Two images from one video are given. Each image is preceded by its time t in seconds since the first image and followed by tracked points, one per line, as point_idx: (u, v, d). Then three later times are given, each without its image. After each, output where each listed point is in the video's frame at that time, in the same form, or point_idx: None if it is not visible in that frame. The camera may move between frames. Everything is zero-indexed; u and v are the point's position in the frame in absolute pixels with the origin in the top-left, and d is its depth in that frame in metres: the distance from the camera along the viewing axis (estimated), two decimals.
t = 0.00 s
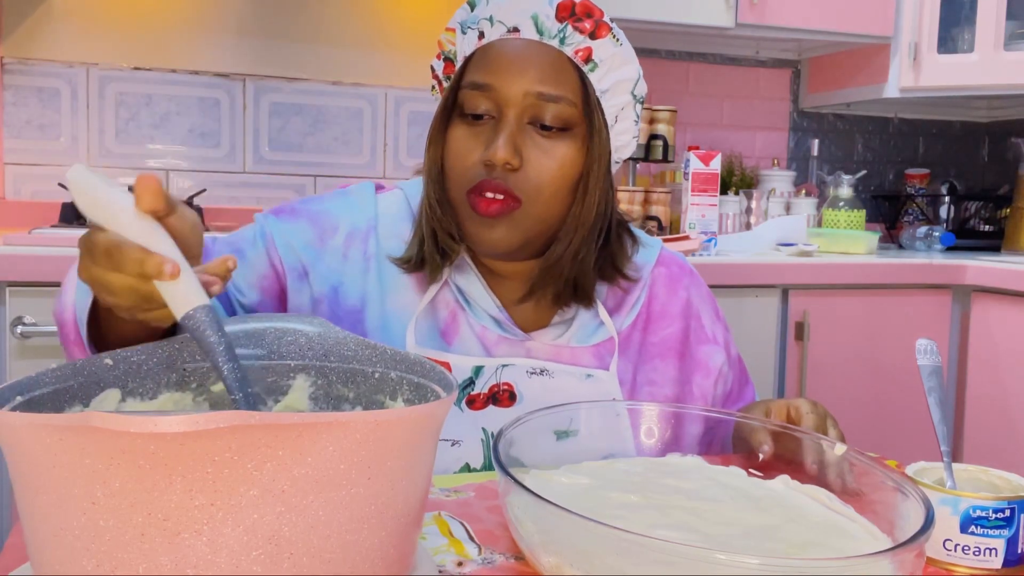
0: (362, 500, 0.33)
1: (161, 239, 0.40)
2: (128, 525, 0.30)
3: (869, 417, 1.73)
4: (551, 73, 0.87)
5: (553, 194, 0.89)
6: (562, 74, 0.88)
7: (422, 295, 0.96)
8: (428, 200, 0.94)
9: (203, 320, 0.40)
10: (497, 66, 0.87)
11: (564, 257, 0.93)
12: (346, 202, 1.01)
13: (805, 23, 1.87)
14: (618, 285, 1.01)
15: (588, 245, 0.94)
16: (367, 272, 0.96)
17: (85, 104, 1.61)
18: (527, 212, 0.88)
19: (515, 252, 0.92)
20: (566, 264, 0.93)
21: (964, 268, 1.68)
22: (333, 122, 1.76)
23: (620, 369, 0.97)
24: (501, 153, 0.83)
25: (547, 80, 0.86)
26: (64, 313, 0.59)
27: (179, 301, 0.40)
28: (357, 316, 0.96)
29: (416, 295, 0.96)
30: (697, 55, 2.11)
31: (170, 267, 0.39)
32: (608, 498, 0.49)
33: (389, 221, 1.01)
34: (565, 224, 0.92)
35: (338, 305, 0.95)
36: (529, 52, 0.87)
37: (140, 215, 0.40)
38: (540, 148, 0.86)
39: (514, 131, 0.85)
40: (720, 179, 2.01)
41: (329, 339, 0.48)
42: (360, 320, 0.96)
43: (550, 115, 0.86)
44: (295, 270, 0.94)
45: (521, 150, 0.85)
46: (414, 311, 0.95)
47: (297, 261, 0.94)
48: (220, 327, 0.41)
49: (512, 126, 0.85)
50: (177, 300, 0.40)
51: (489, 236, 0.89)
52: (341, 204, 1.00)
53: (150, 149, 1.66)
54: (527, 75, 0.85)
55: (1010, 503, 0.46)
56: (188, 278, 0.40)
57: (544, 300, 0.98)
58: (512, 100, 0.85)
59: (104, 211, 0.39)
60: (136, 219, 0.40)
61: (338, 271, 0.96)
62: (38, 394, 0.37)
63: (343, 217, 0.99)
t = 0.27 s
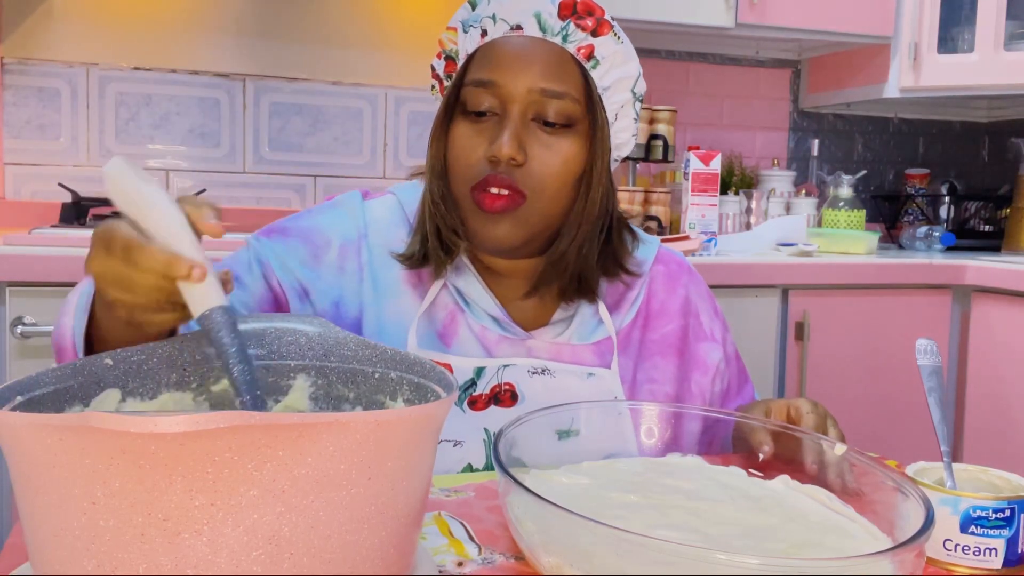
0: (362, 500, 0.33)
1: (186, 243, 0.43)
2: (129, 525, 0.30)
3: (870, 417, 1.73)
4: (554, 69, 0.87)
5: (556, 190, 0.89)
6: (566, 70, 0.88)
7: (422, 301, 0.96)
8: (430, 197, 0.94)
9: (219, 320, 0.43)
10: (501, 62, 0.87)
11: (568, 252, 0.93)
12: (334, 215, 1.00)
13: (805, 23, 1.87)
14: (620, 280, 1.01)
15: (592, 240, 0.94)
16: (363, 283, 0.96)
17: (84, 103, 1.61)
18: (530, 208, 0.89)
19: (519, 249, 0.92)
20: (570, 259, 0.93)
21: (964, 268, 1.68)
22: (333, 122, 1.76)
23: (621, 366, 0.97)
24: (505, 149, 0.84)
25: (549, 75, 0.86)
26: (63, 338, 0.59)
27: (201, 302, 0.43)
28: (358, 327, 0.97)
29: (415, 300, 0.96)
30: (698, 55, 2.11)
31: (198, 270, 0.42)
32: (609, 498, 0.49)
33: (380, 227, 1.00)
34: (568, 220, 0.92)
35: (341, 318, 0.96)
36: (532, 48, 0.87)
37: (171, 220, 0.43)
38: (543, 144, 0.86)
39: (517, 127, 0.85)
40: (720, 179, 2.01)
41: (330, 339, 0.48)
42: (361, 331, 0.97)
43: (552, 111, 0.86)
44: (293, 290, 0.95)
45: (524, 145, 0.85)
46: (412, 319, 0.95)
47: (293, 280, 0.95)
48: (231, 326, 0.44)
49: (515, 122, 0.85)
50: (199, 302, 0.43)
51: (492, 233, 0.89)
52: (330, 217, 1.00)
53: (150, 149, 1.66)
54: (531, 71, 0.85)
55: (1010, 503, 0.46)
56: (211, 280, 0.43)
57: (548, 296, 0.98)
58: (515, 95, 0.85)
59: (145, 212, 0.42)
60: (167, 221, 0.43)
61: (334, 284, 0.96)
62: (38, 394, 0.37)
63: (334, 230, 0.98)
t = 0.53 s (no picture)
0: (362, 500, 0.33)
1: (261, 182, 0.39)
2: (128, 525, 0.30)
3: (870, 418, 1.72)
4: (553, 69, 0.87)
5: (555, 190, 0.89)
6: (564, 70, 0.88)
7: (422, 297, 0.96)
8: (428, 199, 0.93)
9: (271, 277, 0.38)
10: (499, 63, 0.86)
11: (568, 252, 0.93)
12: (341, 205, 1.01)
13: (804, 23, 1.87)
14: (619, 278, 1.01)
15: (591, 240, 0.94)
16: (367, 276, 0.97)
17: (84, 104, 1.61)
18: (530, 208, 0.88)
19: (518, 250, 0.92)
20: (569, 259, 0.93)
21: (964, 268, 1.68)
22: (333, 122, 1.76)
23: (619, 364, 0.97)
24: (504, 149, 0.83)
25: (548, 75, 0.86)
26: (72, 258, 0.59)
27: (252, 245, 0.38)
28: (358, 319, 0.96)
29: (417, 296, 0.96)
30: (697, 56, 2.11)
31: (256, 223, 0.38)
32: (608, 498, 0.49)
33: (384, 222, 1.02)
34: (567, 220, 0.92)
35: (341, 308, 0.95)
36: (530, 48, 0.87)
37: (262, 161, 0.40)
38: (542, 144, 0.86)
39: (516, 127, 0.85)
40: (720, 179, 2.01)
41: (329, 339, 0.48)
42: (359, 324, 0.96)
43: (551, 111, 0.86)
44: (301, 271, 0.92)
45: (523, 145, 0.85)
46: (413, 314, 0.95)
47: (302, 263, 0.93)
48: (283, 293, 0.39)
49: (514, 123, 0.85)
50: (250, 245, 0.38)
51: (492, 233, 0.89)
52: (337, 207, 1.00)
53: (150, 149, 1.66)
54: (530, 71, 0.85)
55: (1010, 503, 0.46)
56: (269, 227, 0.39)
57: (547, 295, 0.98)
58: (514, 96, 0.85)
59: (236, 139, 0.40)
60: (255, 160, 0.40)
61: (338, 274, 0.95)
62: (38, 394, 0.37)
63: (341, 219, 0.98)
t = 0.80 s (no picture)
0: (362, 500, 0.33)
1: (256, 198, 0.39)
2: (128, 525, 0.30)
3: (870, 417, 1.73)
4: (561, 72, 0.87)
5: (562, 193, 0.89)
6: (572, 73, 0.88)
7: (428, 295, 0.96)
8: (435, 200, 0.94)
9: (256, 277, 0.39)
10: (508, 64, 0.86)
11: (574, 255, 0.93)
12: (356, 199, 1.01)
13: (804, 23, 1.87)
14: (624, 280, 1.01)
15: (597, 243, 0.94)
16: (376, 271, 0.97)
17: (84, 104, 1.61)
18: (537, 211, 0.89)
19: (525, 252, 0.92)
20: (576, 262, 0.93)
21: (965, 268, 1.68)
22: (333, 121, 1.76)
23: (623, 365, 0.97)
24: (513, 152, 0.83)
25: (557, 79, 0.86)
26: (76, 246, 0.59)
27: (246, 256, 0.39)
28: (365, 313, 0.96)
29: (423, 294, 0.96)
30: (698, 56, 2.11)
31: (251, 228, 0.38)
32: (609, 498, 0.49)
33: (397, 218, 1.02)
34: (574, 222, 0.92)
35: (348, 302, 0.95)
36: (540, 51, 0.87)
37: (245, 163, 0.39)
38: (550, 147, 0.86)
39: (524, 130, 0.85)
40: (720, 179, 2.01)
41: (330, 339, 0.48)
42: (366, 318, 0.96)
43: (560, 114, 0.86)
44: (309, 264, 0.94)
45: (531, 149, 0.85)
46: (420, 310, 0.96)
47: (312, 255, 0.94)
48: (270, 290, 0.39)
49: (522, 125, 0.85)
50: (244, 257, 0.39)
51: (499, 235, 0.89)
52: (352, 201, 1.01)
53: (150, 149, 1.66)
54: (538, 73, 0.85)
55: (1010, 503, 0.46)
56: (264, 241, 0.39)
57: (553, 298, 0.98)
58: (522, 98, 0.85)
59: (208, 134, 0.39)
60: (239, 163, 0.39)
61: (348, 268, 0.96)
62: (38, 394, 0.37)
63: (354, 214, 0.99)
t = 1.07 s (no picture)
0: (362, 500, 0.33)
1: (205, 217, 0.40)
2: (128, 525, 0.30)
3: (870, 417, 1.72)
4: (564, 74, 0.87)
5: (565, 195, 0.89)
6: (574, 75, 0.88)
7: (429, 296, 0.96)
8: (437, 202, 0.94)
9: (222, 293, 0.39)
10: (510, 67, 0.86)
11: (577, 256, 0.93)
12: (352, 201, 1.01)
13: (804, 23, 1.87)
14: (626, 281, 1.01)
15: (599, 244, 0.94)
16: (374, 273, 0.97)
17: (84, 103, 1.61)
18: (539, 214, 0.89)
19: (528, 253, 0.92)
20: (578, 263, 0.94)
21: (964, 268, 1.68)
22: (333, 121, 1.76)
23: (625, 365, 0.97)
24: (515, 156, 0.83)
25: (559, 81, 0.86)
26: (68, 284, 0.58)
27: (208, 273, 0.39)
28: (364, 317, 0.96)
29: (423, 295, 0.96)
30: (697, 56, 2.11)
31: (204, 243, 0.38)
32: (608, 499, 0.49)
33: (394, 219, 1.02)
34: (577, 223, 0.92)
35: (347, 305, 0.95)
36: (541, 53, 0.87)
37: (184, 187, 0.40)
38: (553, 150, 0.86)
39: (526, 133, 0.85)
40: (720, 179, 2.01)
41: (330, 339, 0.48)
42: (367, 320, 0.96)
43: (562, 117, 0.86)
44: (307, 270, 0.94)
45: (534, 152, 0.85)
46: (420, 312, 0.95)
47: (308, 259, 0.94)
48: (238, 304, 0.40)
49: (525, 128, 0.85)
50: (207, 274, 0.39)
51: (502, 237, 0.90)
52: (348, 204, 1.01)
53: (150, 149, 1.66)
54: (541, 76, 0.85)
55: (1010, 503, 0.46)
56: (221, 256, 0.40)
57: (556, 300, 0.98)
58: (524, 101, 0.85)
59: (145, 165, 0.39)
60: (178, 189, 0.40)
61: (346, 271, 0.96)
62: (38, 394, 0.37)
63: (350, 217, 0.99)
